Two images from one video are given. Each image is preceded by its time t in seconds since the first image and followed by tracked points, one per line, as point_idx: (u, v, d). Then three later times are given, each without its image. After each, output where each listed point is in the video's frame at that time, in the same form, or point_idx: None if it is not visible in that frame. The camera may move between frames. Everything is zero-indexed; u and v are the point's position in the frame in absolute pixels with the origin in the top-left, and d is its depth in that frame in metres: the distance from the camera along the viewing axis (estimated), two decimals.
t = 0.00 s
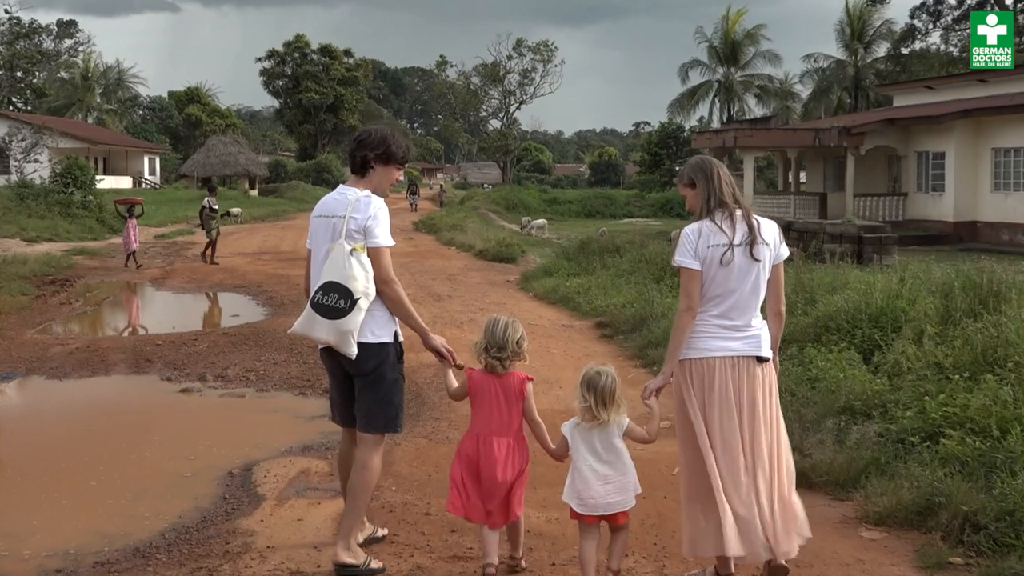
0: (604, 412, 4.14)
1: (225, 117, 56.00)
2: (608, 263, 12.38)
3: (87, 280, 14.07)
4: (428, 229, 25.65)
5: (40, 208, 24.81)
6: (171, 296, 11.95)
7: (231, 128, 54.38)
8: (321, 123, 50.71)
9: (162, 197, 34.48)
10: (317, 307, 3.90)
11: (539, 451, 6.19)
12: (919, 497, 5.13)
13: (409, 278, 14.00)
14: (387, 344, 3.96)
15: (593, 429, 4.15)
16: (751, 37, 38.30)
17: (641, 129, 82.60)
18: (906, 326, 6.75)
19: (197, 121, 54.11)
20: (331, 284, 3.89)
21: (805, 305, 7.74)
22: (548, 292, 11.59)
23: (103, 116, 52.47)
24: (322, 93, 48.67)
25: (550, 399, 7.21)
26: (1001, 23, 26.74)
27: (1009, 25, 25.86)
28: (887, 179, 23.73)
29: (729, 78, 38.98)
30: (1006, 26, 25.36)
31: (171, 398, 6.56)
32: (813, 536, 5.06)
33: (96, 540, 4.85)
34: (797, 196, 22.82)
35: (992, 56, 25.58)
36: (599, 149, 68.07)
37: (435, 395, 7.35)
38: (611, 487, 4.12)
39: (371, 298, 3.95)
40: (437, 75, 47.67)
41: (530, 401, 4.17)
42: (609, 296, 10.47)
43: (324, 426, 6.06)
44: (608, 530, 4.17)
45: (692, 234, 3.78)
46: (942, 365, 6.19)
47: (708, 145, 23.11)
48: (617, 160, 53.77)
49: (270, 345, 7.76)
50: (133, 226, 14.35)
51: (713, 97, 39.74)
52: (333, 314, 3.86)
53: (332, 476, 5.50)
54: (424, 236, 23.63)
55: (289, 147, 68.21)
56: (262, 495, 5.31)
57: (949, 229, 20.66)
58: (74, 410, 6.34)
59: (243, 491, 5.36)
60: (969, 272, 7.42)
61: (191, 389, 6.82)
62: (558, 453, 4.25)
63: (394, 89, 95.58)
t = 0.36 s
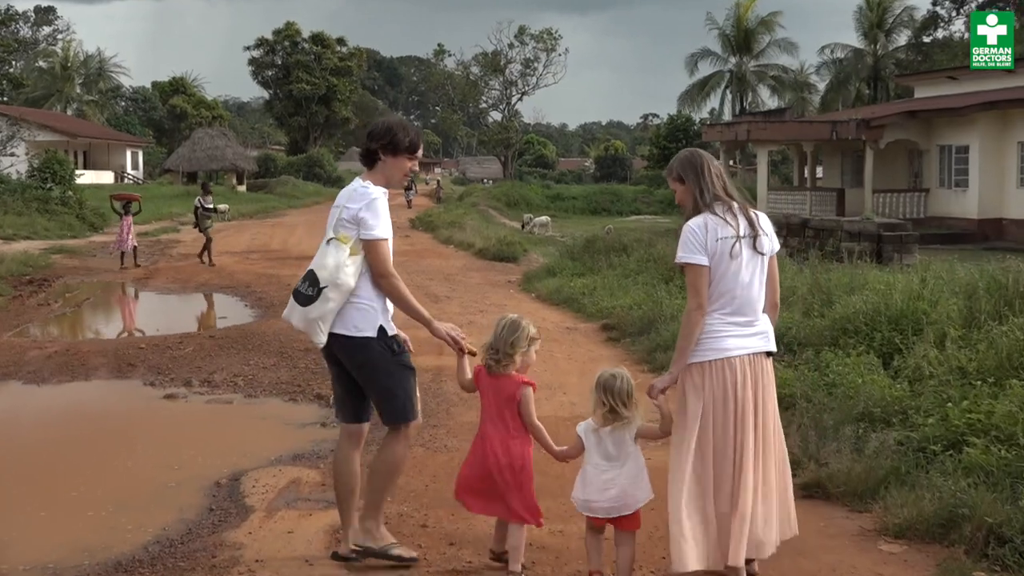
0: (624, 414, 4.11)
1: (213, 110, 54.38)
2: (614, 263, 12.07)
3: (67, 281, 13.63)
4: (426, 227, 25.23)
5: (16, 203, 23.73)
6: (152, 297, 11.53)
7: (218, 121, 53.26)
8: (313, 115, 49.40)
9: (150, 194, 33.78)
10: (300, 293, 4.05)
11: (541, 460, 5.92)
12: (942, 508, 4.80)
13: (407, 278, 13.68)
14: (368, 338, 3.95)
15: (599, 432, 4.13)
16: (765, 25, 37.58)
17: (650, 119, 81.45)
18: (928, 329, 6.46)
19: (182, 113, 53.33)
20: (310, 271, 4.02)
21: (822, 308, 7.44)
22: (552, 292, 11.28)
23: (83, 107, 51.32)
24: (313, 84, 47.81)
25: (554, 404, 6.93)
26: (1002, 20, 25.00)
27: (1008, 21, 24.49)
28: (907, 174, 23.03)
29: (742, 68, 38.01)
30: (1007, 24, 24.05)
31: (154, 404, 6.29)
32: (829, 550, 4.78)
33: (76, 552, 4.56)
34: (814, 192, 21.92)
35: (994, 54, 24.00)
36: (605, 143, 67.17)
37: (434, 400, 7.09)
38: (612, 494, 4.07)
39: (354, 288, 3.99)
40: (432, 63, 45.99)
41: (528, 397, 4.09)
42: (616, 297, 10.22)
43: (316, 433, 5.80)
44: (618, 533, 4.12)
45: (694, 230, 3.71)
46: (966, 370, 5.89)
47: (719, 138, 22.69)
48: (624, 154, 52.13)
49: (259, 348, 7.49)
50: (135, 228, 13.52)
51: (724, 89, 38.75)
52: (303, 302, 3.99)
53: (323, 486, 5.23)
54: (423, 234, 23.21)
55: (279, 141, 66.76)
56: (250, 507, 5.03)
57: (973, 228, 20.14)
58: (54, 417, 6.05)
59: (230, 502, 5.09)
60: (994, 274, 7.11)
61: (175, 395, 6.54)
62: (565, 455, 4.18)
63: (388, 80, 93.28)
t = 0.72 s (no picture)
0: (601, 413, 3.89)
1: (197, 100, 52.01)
2: (617, 261, 11.80)
3: (41, 279, 13.18)
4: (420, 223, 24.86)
5: None
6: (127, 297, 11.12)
7: (199, 111, 51.81)
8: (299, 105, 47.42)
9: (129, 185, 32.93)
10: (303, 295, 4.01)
11: (539, 468, 5.63)
12: (962, 518, 4.52)
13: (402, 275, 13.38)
14: (354, 346, 3.84)
15: (583, 431, 3.92)
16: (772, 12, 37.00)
17: (653, 110, 80.37)
18: (947, 330, 6.20)
19: (163, 103, 50.91)
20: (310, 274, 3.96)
21: (836, 309, 7.18)
22: (552, 292, 11.00)
23: (58, 97, 50.19)
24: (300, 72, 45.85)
25: (554, 410, 6.65)
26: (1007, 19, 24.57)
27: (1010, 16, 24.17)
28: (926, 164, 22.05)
29: (750, 56, 37.66)
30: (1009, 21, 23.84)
31: (134, 409, 6.03)
32: (841, 562, 4.51)
33: (49, 566, 4.29)
34: (827, 185, 21.13)
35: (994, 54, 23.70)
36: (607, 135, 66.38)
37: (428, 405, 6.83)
38: (602, 493, 3.91)
39: (348, 294, 3.87)
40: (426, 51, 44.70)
41: (487, 412, 3.93)
42: (619, 296, 9.95)
43: (303, 440, 5.55)
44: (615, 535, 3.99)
45: (708, 221, 3.45)
46: (987, 374, 5.63)
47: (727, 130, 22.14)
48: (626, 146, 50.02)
49: (242, 351, 7.22)
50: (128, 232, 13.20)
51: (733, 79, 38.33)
52: (302, 305, 3.94)
53: (310, 495, 4.97)
54: (418, 229, 22.84)
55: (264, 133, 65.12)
56: (234, 517, 4.77)
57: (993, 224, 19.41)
58: (28, 423, 5.77)
59: (213, 513, 4.82)
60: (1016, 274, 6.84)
61: (154, 400, 6.28)
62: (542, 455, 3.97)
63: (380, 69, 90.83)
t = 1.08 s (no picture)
0: (609, 415, 3.66)
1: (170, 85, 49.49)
2: (615, 258, 11.55)
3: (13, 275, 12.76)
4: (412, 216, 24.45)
5: None
6: (96, 296, 10.73)
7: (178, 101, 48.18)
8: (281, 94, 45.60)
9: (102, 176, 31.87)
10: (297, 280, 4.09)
11: (534, 475, 5.36)
12: (977, 526, 4.27)
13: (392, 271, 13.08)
14: (324, 335, 3.84)
15: (589, 434, 3.69)
16: None
17: (655, 101, 79.22)
18: (965, 329, 5.97)
19: (137, 91, 47.83)
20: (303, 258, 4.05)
21: (845, 307, 6.92)
22: (548, 290, 10.73)
23: (25, 85, 48.85)
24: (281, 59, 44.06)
25: (549, 414, 6.40)
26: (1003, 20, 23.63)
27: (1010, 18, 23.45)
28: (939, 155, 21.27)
29: (756, 41, 36.08)
30: (1011, 20, 23.08)
31: (108, 413, 5.78)
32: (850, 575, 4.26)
33: None
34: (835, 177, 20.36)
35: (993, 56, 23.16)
36: (603, 125, 65.41)
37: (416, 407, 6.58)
38: (611, 503, 3.67)
39: (324, 283, 3.89)
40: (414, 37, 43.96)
41: (460, 413, 3.84)
42: (617, 295, 9.70)
43: (285, 446, 5.30)
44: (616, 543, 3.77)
45: (747, 211, 3.34)
46: (1004, 373, 5.39)
47: (731, 119, 21.73)
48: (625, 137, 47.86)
49: (222, 352, 6.98)
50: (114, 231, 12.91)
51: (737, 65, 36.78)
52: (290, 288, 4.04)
53: (293, 505, 4.72)
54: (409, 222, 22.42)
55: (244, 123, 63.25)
56: (212, 528, 4.51)
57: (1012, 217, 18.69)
58: None
59: (190, 523, 4.57)
60: None
61: (129, 404, 6.03)
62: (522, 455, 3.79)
63: (368, 56, 88.96)
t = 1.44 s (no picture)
0: (609, 420, 3.43)
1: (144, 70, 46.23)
2: (611, 253, 11.29)
3: None
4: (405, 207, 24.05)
5: None
6: (64, 293, 10.34)
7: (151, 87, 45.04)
8: (260, 80, 42.27)
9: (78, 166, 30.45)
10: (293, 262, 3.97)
11: (526, 481, 5.12)
12: (995, 535, 4.01)
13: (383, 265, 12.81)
14: (301, 328, 3.64)
15: (586, 442, 3.45)
16: None
17: (656, 86, 78.10)
18: (981, 328, 5.73)
19: (109, 78, 45.16)
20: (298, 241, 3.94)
21: (855, 305, 6.67)
22: (542, 287, 10.48)
23: None
24: (260, 43, 40.64)
25: (543, 417, 6.15)
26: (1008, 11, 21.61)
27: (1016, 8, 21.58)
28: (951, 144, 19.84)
29: (761, 25, 34.72)
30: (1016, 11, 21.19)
31: (77, 417, 5.54)
32: None
33: None
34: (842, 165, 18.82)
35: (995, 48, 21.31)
36: (603, 108, 64.49)
37: (404, 410, 6.34)
38: (611, 513, 3.47)
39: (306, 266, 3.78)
40: (402, 20, 43.07)
41: (449, 414, 3.60)
42: (614, 292, 9.44)
43: (265, 451, 5.06)
44: (614, 553, 3.56)
45: (764, 206, 3.17)
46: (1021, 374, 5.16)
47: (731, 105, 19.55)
48: (623, 124, 45.24)
49: (198, 352, 6.73)
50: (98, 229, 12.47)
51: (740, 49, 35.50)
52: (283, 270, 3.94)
53: (272, 513, 4.48)
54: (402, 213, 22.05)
55: (222, 109, 60.42)
56: (188, 537, 4.27)
57: None
58: None
59: (164, 533, 4.32)
60: None
61: (100, 408, 5.78)
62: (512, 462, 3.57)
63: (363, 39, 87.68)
